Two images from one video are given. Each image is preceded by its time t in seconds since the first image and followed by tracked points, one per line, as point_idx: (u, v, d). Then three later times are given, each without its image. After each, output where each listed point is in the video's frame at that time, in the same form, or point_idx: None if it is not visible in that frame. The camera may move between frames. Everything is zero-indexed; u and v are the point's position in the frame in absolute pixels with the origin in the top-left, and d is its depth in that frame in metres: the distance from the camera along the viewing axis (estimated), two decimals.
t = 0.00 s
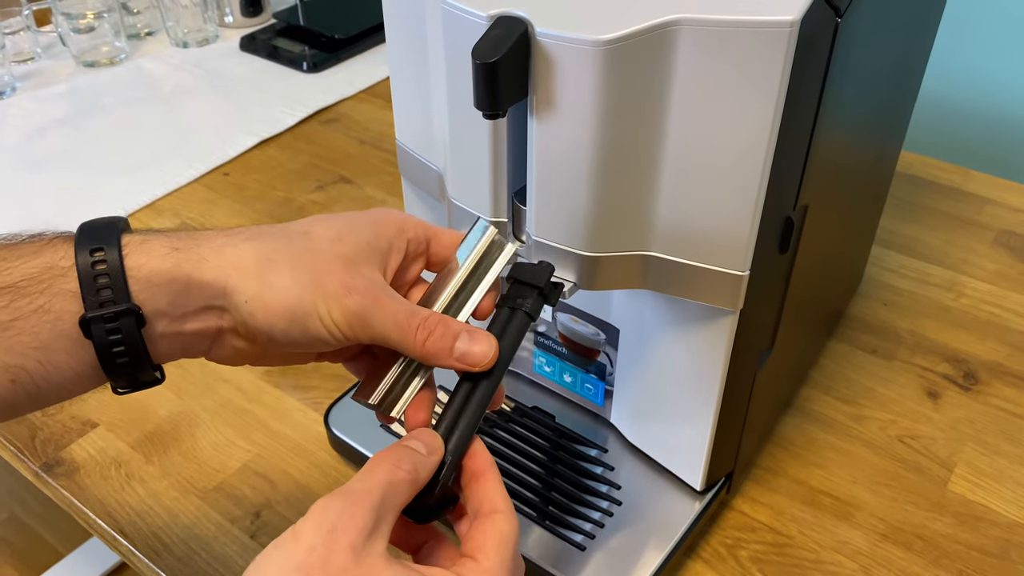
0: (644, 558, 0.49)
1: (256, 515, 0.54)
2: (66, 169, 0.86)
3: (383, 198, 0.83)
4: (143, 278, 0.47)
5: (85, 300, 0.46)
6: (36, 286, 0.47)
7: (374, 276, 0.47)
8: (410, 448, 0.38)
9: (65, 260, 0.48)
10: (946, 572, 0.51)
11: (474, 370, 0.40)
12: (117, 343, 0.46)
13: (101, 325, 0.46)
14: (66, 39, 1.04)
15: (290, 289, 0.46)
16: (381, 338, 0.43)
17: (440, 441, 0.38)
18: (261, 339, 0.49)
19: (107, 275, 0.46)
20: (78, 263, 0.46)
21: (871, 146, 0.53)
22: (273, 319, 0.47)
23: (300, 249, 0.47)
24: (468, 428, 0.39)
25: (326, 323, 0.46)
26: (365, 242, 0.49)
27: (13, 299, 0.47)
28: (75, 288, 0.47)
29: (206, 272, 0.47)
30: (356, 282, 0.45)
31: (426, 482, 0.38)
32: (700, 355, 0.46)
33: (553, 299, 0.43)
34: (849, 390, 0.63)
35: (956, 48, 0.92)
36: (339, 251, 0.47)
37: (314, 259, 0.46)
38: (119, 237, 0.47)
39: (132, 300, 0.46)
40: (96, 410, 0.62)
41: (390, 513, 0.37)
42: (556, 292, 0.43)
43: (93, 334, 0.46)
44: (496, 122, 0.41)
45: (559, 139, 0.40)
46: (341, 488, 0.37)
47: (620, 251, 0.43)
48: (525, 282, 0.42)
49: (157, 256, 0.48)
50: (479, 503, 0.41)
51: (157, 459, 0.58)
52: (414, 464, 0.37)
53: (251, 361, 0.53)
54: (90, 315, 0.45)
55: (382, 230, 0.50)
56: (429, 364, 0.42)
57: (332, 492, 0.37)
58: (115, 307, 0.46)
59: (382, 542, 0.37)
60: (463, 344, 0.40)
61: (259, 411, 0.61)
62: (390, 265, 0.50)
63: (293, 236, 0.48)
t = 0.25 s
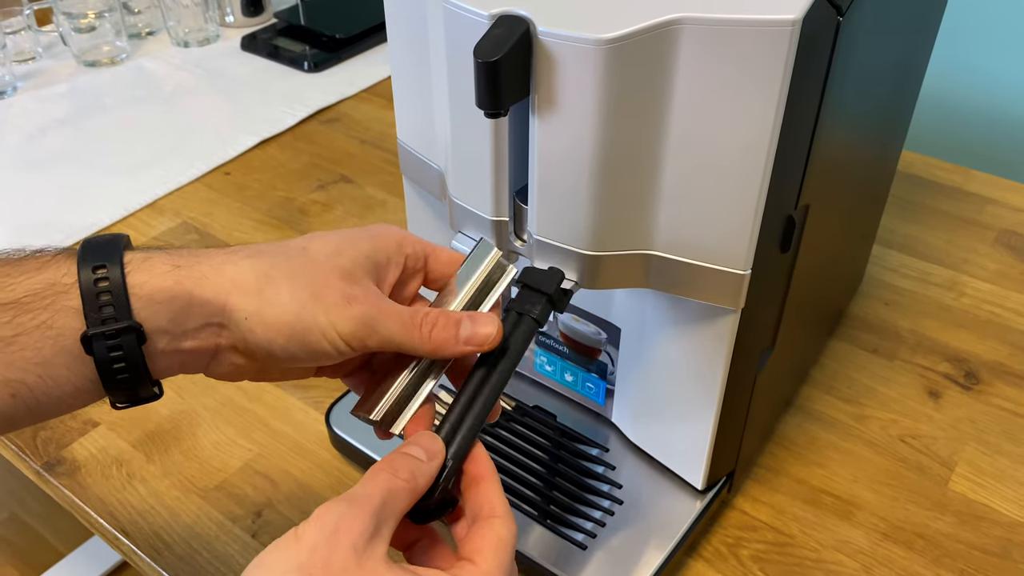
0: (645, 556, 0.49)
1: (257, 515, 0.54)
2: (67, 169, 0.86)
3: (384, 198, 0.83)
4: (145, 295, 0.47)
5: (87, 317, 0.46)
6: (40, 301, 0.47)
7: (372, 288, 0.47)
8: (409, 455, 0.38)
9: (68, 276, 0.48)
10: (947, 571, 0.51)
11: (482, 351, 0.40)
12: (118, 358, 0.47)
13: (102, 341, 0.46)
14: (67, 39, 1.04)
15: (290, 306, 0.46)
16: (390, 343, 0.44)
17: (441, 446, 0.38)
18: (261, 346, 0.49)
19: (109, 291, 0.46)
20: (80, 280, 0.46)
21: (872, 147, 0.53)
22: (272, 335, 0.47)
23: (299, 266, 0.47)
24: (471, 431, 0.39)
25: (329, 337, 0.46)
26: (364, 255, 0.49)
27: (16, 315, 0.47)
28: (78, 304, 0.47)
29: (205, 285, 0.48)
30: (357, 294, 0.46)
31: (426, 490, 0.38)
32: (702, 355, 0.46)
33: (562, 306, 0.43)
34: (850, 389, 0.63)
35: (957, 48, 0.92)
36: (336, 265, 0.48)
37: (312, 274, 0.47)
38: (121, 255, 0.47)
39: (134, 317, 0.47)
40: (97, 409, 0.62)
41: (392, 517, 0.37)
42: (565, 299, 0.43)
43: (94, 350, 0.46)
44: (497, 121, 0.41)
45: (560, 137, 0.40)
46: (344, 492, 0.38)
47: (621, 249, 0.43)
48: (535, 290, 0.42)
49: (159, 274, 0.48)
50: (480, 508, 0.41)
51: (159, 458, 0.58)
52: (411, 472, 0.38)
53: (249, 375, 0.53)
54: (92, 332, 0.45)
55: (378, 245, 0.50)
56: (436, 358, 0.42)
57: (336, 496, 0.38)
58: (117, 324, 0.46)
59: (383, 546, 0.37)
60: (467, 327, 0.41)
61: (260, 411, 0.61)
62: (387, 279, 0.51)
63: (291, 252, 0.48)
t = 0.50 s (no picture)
0: (648, 556, 0.49)
1: (260, 513, 0.54)
2: (69, 168, 0.86)
3: (386, 197, 0.83)
4: (144, 291, 0.48)
5: (85, 313, 0.46)
6: (40, 299, 0.47)
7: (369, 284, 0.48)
8: (416, 459, 0.38)
9: (68, 274, 0.48)
10: (949, 570, 0.51)
11: (479, 328, 0.44)
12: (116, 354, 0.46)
13: (101, 337, 0.46)
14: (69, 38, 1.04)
15: (288, 296, 0.47)
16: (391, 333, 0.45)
17: (448, 448, 0.39)
18: (262, 347, 0.49)
19: (108, 288, 0.46)
20: (80, 277, 0.46)
21: (875, 146, 0.53)
22: (267, 325, 0.47)
23: (297, 261, 0.48)
24: (481, 433, 0.40)
25: (328, 328, 0.46)
26: (361, 259, 0.50)
27: (17, 312, 0.47)
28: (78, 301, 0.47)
29: (206, 285, 0.48)
30: (357, 284, 0.47)
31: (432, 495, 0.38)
32: (706, 355, 0.46)
33: (577, 310, 0.44)
34: (852, 388, 0.63)
35: (958, 47, 0.92)
36: (334, 263, 0.49)
37: (311, 269, 0.48)
38: (121, 251, 0.47)
39: (132, 313, 0.47)
40: (100, 408, 0.62)
41: (398, 521, 0.37)
42: (579, 303, 0.44)
43: (92, 345, 0.46)
44: (501, 120, 0.41)
45: (564, 135, 0.40)
46: (351, 496, 0.38)
47: (624, 248, 0.43)
48: (550, 292, 0.43)
49: (158, 270, 0.49)
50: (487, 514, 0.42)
51: (161, 457, 0.58)
52: (417, 476, 0.38)
53: (246, 379, 0.53)
54: (90, 327, 0.45)
55: (379, 255, 0.51)
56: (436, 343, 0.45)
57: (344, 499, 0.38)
58: (115, 320, 0.46)
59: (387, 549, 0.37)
60: (463, 310, 0.44)
61: (262, 409, 0.61)
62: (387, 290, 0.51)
63: (291, 253, 0.49)
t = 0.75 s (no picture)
0: (650, 555, 0.50)
1: (263, 513, 0.55)
2: (72, 169, 0.86)
3: (388, 198, 0.83)
4: (150, 293, 0.48)
5: (91, 314, 0.46)
6: (46, 299, 0.48)
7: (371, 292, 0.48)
8: (414, 458, 0.37)
9: (75, 275, 0.49)
10: (950, 570, 0.51)
11: (479, 343, 0.43)
12: (121, 355, 0.47)
13: (106, 338, 0.46)
14: (71, 39, 1.05)
15: (290, 304, 0.47)
16: (393, 345, 0.45)
17: (446, 447, 0.38)
18: (264, 351, 0.49)
19: (114, 289, 0.47)
20: (86, 279, 0.47)
21: (876, 148, 0.54)
22: (268, 332, 0.48)
23: (300, 268, 0.48)
24: (481, 429, 0.39)
25: (328, 335, 0.46)
26: (365, 266, 0.51)
27: (23, 312, 0.47)
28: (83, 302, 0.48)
29: (211, 288, 0.49)
30: (359, 294, 0.47)
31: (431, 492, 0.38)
32: (707, 355, 0.46)
33: (569, 308, 0.44)
34: (853, 389, 0.63)
35: (958, 48, 0.93)
36: (338, 270, 0.49)
37: (314, 276, 0.48)
38: (127, 253, 0.48)
39: (138, 314, 0.47)
40: (103, 408, 0.62)
41: (399, 520, 0.37)
42: (571, 302, 0.44)
43: (98, 346, 0.46)
44: (504, 122, 0.41)
45: (566, 137, 0.40)
46: (352, 496, 0.38)
47: (627, 249, 0.43)
48: (542, 292, 0.43)
49: (163, 271, 0.49)
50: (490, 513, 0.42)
51: (164, 457, 0.58)
52: (416, 475, 0.37)
53: (249, 381, 0.54)
54: (96, 327, 0.46)
55: (383, 263, 0.52)
56: (434, 357, 0.44)
57: (345, 499, 0.38)
58: (121, 320, 0.46)
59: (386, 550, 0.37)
60: (465, 323, 0.43)
61: (265, 410, 0.62)
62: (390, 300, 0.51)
63: (294, 258, 0.49)
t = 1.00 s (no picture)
0: (650, 555, 0.50)
1: (263, 513, 0.55)
2: (72, 168, 0.86)
3: (388, 197, 0.83)
4: (150, 295, 0.48)
5: (92, 316, 0.46)
6: (46, 301, 0.48)
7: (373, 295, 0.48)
8: (407, 455, 0.37)
9: (76, 277, 0.49)
10: (952, 570, 0.51)
11: (480, 349, 0.41)
12: (122, 357, 0.47)
13: (107, 340, 0.46)
14: (72, 38, 1.04)
15: (292, 306, 0.47)
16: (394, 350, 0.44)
17: (439, 443, 0.38)
18: (266, 355, 0.49)
19: (115, 291, 0.47)
20: (87, 281, 0.47)
21: (877, 147, 0.54)
22: (270, 336, 0.48)
23: (302, 270, 0.48)
24: (473, 428, 0.39)
25: (328, 337, 0.46)
26: (366, 269, 0.51)
27: (23, 314, 0.47)
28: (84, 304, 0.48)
29: (212, 291, 0.48)
30: (360, 297, 0.46)
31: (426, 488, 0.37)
32: (707, 355, 0.46)
33: (561, 309, 0.44)
34: (854, 388, 0.63)
35: (959, 47, 0.92)
36: (340, 273, 0.49)
37: (316, 278, 0.48)
38: (128, 256, 0.48)
39: (138, 316, 0.47)
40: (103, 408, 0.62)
41: (395, 518, 0.37)
42: (563, 302, 0.44)
43: (98, 348, 0.46)
44: (504, 120, 0.41)
45: (567, 135, 0.40)
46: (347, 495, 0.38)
47: (627, 248, 0.43)
48: (535, 292, 0.43)
49: (165, 273, 0.49)
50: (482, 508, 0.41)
51: (164, 457, 0.58)
52: (410, 471, 0.37)
53: (250, 385, 0.54)
54: (96, 329, 0.46)
55: (384, 265, 0.51)
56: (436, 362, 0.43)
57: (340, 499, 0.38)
58: (121, 322, 0.46)
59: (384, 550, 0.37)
60: (465, 326, 0.42)
61: (266, 409, 0.61)
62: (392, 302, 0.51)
63: (295, 261, 0.49)
